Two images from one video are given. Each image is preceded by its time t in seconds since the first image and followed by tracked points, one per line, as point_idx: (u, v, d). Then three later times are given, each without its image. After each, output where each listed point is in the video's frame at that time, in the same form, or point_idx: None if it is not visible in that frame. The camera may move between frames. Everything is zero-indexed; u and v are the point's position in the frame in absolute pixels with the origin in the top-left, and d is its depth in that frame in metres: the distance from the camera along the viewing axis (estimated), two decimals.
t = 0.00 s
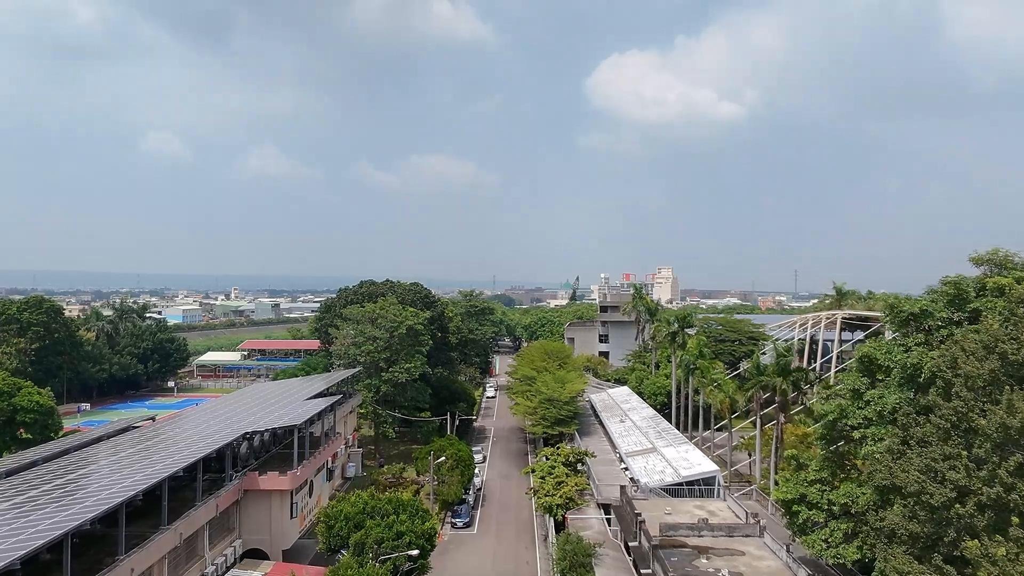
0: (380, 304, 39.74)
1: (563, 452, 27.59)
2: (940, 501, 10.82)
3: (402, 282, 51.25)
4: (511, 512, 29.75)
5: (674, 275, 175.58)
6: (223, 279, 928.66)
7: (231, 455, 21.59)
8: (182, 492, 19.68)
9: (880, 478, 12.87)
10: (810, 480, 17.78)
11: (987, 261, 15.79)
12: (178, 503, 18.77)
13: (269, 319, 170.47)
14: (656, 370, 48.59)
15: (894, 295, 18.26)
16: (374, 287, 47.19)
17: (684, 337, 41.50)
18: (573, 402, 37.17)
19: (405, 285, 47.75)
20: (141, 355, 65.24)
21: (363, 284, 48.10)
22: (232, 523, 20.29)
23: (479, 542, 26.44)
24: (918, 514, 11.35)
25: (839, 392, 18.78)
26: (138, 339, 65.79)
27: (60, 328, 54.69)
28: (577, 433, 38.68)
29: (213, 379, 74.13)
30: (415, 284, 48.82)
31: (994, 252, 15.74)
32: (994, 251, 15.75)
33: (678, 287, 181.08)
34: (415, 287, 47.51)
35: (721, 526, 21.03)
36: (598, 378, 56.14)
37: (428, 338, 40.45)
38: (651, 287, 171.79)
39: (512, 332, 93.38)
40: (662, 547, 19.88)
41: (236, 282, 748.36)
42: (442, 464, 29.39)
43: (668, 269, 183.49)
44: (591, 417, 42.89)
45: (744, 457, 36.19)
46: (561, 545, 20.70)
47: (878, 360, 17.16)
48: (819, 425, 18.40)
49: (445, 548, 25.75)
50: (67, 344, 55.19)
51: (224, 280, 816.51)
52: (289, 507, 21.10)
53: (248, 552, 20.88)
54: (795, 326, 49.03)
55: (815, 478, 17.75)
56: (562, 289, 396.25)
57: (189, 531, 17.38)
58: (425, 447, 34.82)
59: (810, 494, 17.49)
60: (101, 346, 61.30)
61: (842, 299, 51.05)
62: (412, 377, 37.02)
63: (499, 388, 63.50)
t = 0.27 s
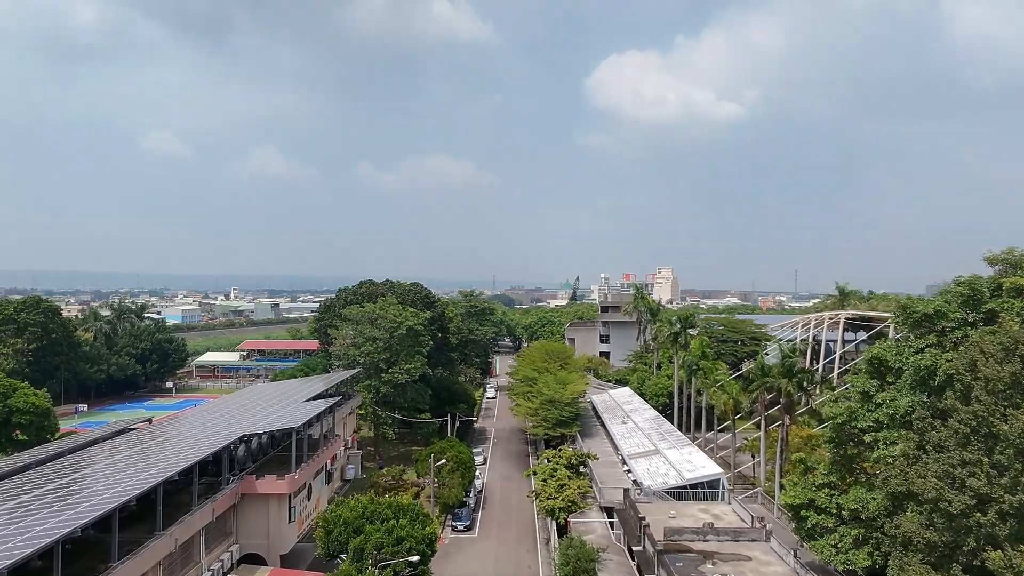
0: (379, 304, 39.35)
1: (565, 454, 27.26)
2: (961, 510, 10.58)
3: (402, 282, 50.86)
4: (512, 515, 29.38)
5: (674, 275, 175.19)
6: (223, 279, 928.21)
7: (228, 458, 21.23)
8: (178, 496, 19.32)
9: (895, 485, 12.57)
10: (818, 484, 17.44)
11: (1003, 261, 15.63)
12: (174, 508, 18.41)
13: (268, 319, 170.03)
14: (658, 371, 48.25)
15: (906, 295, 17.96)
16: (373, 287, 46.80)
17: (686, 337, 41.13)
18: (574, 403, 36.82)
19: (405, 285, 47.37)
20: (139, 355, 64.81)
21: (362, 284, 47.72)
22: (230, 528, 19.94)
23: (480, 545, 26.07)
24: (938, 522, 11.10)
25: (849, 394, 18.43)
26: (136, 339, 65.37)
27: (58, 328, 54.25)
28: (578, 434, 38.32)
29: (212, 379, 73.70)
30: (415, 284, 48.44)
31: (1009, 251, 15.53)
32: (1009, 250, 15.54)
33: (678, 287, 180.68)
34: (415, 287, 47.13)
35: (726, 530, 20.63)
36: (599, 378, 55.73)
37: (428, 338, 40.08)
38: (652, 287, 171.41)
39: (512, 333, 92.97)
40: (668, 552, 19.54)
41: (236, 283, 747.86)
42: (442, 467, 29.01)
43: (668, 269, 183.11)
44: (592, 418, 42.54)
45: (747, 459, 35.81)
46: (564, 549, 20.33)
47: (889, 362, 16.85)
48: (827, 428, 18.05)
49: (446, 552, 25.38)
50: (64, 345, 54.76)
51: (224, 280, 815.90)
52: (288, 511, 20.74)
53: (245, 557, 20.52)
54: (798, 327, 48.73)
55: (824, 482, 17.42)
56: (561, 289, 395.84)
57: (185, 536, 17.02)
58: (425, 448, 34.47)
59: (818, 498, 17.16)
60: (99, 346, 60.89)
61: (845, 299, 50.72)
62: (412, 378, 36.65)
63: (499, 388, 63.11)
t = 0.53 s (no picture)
0: (379, 304, 38.91)
1: (567, 456, 26.90)
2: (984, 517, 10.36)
3: (402, 281, 50.48)
4: (514, 517, 29.00)
5: (674, 275, 174.89)
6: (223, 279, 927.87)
7: (225, 461, 20.84)
8: (174, 500, 18.94)
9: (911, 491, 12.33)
10: (827, 488, 17.09)
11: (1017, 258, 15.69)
12: (169, 512, 18.04)
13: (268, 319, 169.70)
14: (660, 372, 47.88)
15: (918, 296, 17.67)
16: (373, 287, 46.43)
17: (689, 338, 40.75)
18: (575, 404, 36.47)
19: (404, 285, 46.98)
20: (137, 356, 64.42)
21: (362, 284, 47.34)
22: (227, 532, 19.54)
23: (481, 548, 25.67)
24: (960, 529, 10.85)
25: (859, 396, 18.02)
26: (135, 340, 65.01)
27: (55, 328, 53.86)
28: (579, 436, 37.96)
29: (211, 380, 73.32)
30: (415, 284, 48.09)
31: None
32: None
33: (678, 287, 180.30)
34: (415, 287, 46.74)
35: (732, 535, 20.25)
36: (600, 379, 55.35)
37: (428, 339, 39.72)
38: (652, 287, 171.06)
39: (512, 333, 92.58)
40: (672, 557, 19.20)
41: (235, 283, 747.57)
42: (443, 469, 28.62)
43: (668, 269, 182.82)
44: (594, 419, 42.17)
45: (751, 460, 35.44)
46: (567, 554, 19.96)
47: (900, 362, 16.50)
48: (836, 431, 17.65)
49: (446, 555, 24.96)
50: (62, 345, 54.36)
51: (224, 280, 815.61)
52: (286, 515, 20.38)
53: (242, 562, 20.14)
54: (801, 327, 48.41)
55: (833, 486, 17.07)
56: (561, 289, 395.65)
57: (180, 541, 16.63)
58: (425, 450, 34.13)
59: (827, 502, 16.78)
60: (96, 347, 60.51)
61: (848, 299, 50.40)
62: (412, 379, 36.27)
63: (499, 389, 62.72)
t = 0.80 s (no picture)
0: (379, 304, 38.55)
1: (569, 458, 26.50)
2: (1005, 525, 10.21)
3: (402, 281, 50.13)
4: (515, 520, 28.63)
5: (674, 275, 174.54)
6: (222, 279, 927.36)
7: (222, 464, 20.46)
8: (169, 504, 18.56)
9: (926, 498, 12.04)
10: (836, 492, 16.74)
11: None
12: (164, 517, 17.67)
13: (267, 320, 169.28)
14: (661, 372, 47.55)
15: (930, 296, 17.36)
16: (372, 287, 46.07)
17: (692, 338, 40.42)
18: (577, 405, 36.11)
19: (404, 285, 46.64)
20: (135, 356, 64.00)
21: (362, 285, 46.98)
22: (223, 537, 19.17)
23: (482, 552, 25.31)
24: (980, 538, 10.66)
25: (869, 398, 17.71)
26: (133, 340, 64.58)
27: (53, 329, 53.44)
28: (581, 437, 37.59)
29: (209, 380, 72.91)
30: (415, 283, 47.73)
31: None
32: None
33: (678, 287, 179.99)
34: (415, 287, 46.38)
35: (738, 539, 19.87)
36: (602, 379, 54.97)
37: (428, 339, 39.37)
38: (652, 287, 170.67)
39: (512, 333, 92.19)
40: (677, 563, 18.85)
41: (235, 282, 747.18)
42: (443, 471, 28.25)
43: (668, 269, 182.45)
44: (595, 420, 41.81)
45: (755, 462, 35.12)
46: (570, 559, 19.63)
47: (911, 364, 16.22)
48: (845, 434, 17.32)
49: (447, 559, 24.61)
50: (60, 346, 53.90)
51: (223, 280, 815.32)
52: (284, 519, 20.02)
53: (239, 567, 19.77)
54: (804, 328, 48.16)
55: (842, 490, 16.72)
56: (561, 289, 395.27)
57: (175, 548, 16.25)
58: (425, 452, 33.77)
59: (837, 507, 16.45)
60: (94, 347, 60.06)
61: (851, 299, 50.09)
62: (412, 380, 35.92)
63: (500, 389, 62.32)
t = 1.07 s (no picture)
0: (378, 304, 38.16)
1: (571, 461, 26.14)
2: None
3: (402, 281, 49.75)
4: (517, 523, 28.25)
5: (674, 275, 174.12)
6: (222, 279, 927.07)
7: (218, 467, 20.08)
8: (164, 509, 18.18)
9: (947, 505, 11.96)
10: (846, 497, 16.40)
11: None
12: (159, 523, 17.28)
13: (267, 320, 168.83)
14: (663, 373, 47.19)
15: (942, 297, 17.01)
16: (372, 287, 45.70)
17: (695, 339, 40.04)
18: (579, 407, 35.75)
19: (404, 285, 46.27)
20: (134, 356, 63.60)
21: (361, 284, 46.60)
22: (220, 542, 18.80)
23: (483, 556, 24.93)
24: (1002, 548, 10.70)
25: (879, 400, 17.36)
26: (131, 340, 64.18)
27: (50, 329, 53.03)
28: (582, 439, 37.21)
29: (208, 381, 72.53)
30: (415, 283, 47.37)
31: None
32: None
33: (678, 286, 179.70)
34: (415, 287, 46.00)
35: (744, 544, 19.50)
36: (603, 380, 54.58)
37: (428, 339, 39.00)
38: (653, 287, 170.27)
39: (513, 333, 91.76)
40: (683, 568, 18.49)
41: (235, 282, 746.48)
42: (444, 474, 27.87)
43: (669, 269, 182.01)
44: (597, 421, 41.43)
45: (759, 464, 34.76)
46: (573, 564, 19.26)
47: (923, 366, 15.90)
48: (854, 437, 16.97)
49: (448, 563, 24.24)
50: (57, 346, 53.47)
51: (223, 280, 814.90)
52: (282, 524, 19.65)
53: (236, 573, 19.40)
54: (806, 328, 47.85)
55: (852, 495, 16.38)
56: (561, 289, 394.80)
57: (170, 554, 15.87)
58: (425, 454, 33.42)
59: (847, 513, 16.07)
60: (92, 347, 59.64)
61: (854, 299, 49.77)
62: (412, 381, 35.55)
63: (500, 390, 61.93)
